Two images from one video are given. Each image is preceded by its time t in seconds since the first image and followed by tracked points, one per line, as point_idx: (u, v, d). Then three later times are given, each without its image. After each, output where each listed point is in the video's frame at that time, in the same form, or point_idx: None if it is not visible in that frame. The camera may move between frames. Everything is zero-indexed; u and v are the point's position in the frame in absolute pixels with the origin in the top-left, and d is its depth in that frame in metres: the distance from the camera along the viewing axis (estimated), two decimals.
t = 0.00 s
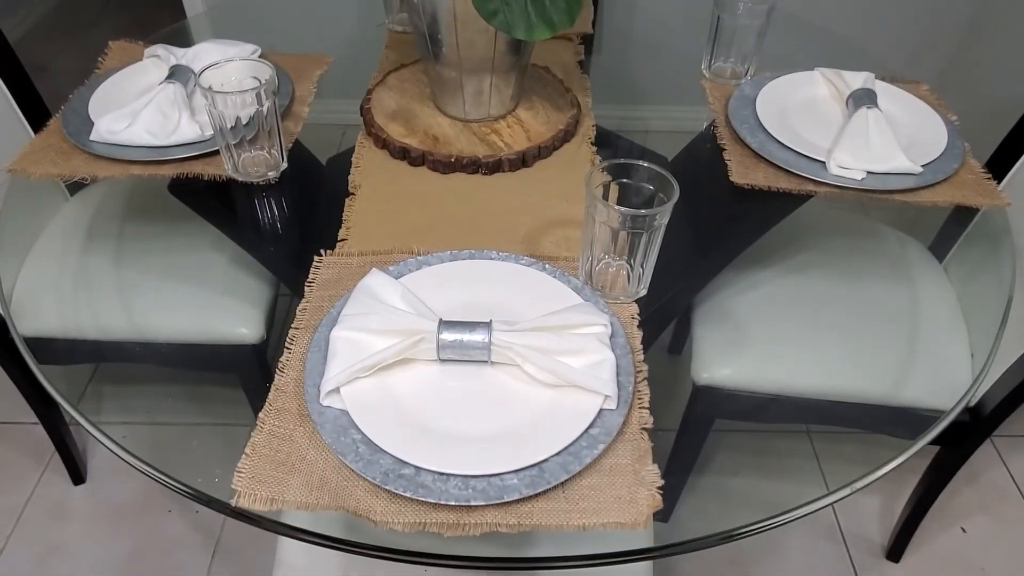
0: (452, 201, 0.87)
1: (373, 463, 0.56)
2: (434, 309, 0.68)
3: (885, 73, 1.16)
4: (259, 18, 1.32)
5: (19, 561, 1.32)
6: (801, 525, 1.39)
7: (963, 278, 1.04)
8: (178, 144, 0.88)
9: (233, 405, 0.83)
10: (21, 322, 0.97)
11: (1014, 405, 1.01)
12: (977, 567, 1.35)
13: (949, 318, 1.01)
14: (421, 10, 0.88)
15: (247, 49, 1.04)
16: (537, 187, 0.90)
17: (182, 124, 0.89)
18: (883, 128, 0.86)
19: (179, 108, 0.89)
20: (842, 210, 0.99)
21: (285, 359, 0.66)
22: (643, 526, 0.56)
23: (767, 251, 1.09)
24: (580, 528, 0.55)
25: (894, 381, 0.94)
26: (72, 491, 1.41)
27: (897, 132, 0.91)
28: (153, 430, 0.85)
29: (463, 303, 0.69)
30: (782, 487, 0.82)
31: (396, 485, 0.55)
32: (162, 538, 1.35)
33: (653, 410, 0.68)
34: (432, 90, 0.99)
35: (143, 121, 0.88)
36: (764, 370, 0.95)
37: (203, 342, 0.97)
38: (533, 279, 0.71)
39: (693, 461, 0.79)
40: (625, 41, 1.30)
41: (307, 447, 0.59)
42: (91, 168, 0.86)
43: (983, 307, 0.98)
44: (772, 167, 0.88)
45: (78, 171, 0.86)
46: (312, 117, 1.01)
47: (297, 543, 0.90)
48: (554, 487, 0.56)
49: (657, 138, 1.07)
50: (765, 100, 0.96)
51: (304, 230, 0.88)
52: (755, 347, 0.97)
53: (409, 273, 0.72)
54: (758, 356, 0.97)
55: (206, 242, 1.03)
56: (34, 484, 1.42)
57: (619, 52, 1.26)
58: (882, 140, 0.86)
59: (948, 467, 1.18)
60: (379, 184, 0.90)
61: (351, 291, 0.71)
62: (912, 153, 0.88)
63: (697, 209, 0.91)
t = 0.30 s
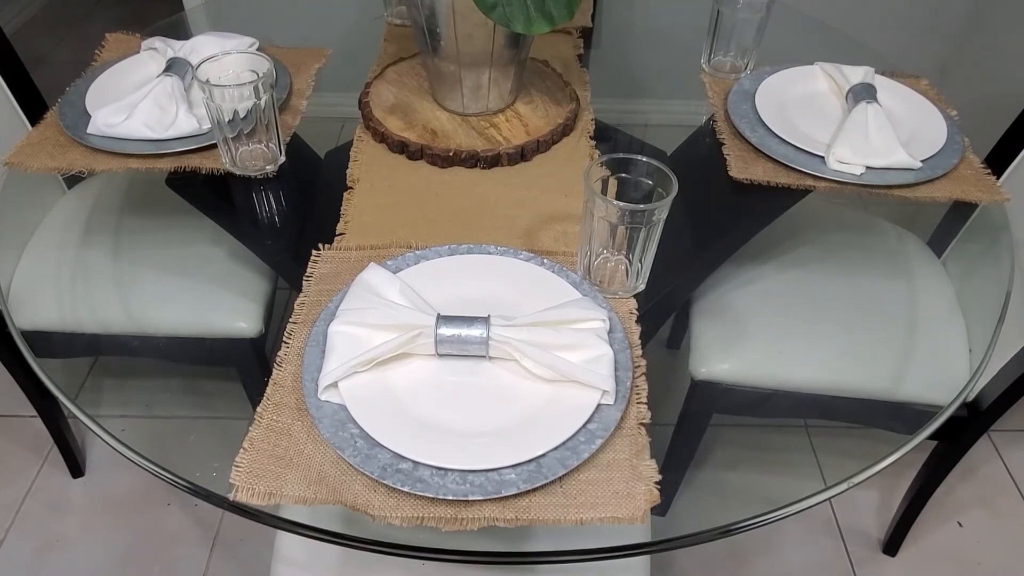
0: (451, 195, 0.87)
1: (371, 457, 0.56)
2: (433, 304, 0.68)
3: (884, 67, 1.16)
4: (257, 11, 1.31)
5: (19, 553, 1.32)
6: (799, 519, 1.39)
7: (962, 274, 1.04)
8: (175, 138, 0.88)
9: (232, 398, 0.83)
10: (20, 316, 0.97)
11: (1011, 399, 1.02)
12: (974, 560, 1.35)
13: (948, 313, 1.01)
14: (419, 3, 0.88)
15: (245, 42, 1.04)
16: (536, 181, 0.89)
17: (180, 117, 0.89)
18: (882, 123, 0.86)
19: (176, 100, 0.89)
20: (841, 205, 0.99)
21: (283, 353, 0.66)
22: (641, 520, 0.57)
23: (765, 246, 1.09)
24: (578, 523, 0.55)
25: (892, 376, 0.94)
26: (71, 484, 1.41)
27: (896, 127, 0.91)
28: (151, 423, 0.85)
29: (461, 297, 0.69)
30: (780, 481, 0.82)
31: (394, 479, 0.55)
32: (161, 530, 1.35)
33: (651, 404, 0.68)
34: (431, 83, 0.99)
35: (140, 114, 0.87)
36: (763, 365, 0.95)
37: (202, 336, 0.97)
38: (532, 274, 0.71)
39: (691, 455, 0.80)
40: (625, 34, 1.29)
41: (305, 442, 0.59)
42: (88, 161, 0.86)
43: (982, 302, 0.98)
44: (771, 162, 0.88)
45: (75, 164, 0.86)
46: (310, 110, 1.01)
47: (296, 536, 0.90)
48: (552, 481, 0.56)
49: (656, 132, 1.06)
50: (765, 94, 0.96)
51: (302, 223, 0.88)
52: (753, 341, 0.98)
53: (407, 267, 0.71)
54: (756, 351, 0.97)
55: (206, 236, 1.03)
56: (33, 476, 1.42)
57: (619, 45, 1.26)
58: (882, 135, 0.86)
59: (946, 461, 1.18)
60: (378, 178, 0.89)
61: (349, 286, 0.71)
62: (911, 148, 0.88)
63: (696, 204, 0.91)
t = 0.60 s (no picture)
0: (451, 192, 0.87)
1: (371, 455, 0.56)
2: (433, 301, 0.68)
3: (885, 64, 1.15)
4: (257, 8, 1.31)
5: (19, 551, 1.32)
6: (798, 516, 1.39)
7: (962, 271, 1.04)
8: (175, 135, 0.88)
9: (231, 396, 0.83)
10: (19, 313, 0.97)
11: (1012, 397, 1.01)
12: (973, 558, 1.35)
13: (948, 310, 1.00)
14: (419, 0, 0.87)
15: (244, 39, 1.04)
16: (536, 178, 0.89)
17: (179, 114, 0.88)
18: (883, 120, 0.86)
19: (175, 97, 0.88)
20: (841, 203, 0.99)
21: (283, 351, 0.66)
22: (640, 518, 0.57)
23: (766, 244, 1.09)
24: (578, 520, 0.55)
25: (892, 373, 0.94)
26: (71, 482, 1.41)
27: (897, 124, 0.91)
28: (151, 421, 0.85)
29: (461, 295, 0.68)
30: (780, 478, 0.82)
31: (394, 477, 0.55)
32: (161, 528, 1.35)
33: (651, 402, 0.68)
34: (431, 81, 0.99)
35: (139, 112, 0.87)
36: (763, 362, 0.95)
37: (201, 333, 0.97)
38: (532, 271, 0.71)
39: (691, 452, 0.80)
40: (626, 31, 1.29)
41: (305, 439, 0.59)
42: (88, 159, 0.86)
43: (983, 300, 0.98)
44: (772, 159, 0.88)
45: (75, 161, 0.86)
46: (310, 108, 1.01)
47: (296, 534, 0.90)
48: (553, 479, 0.56)
49: (656, 130, 1.06)
50: (765, 91, 0.96)
51: (302, 221, 0.87)
52: (754, 339, 0.98)
53: (407, 265, 0.71)
54: (756, 348, 0.97)
55: (205, 234, 1.03)
56: (33, 474, 1.43)
57: (619, 42, 1.26)
58: (882, 133, 0.86)
59: (946, 459, 1.18)
60: (377, 175, 0.89)
61: (349, 283, 0.71)
62: (912, 146, 0.87)
63: (696, 201, 0.91)
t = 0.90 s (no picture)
0: (449, 197, 0.87)
1: (371, 461, 0.56)
2: (432, 306, 0.68)
3: (882, 68, 1.16)
4: (256, 12, 1.31)
5: (16, 557, 1.31)
6: (797, 520, 1.39)
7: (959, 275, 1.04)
8: (173, 140, 0.88)
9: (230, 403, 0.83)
10: (17, 318, 0.96)
11: (1010, 400, 1.02)
12: (972, 561, 1.35)
13: (947, 314, 1.01)
14: (417, 5, 0.88)
15: (242, 43, 1.04)
16: (534, 183, 0.89)
17: (178, 119, 0.89)
18: (880, 124, 0.86)
19: (174, 103, 0.89)
20: (839, 207, 1.00)
21: (281, 356, 0.66)
22: (640, 523, 0.56)
23: (764, 248, 1.09)
24: (578, 525, 0.55)
25: (890, 377, 0.94)
26: (70, 487, 1.41)
27: (894, 128, 0.91)
28: (148, 427, 0.85)
29: (460, 300, 0.68)
30: (778, 483, 0.82)
31: (393, 483, 0.55)
32: (160, 534, 1.34)
33: (650, 406, 0.68)
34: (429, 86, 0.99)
35: (138, 117, 0.87)
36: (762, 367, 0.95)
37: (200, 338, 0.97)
38: (530, 275, 0.71)
39: (689, 457, 0.80)
40: (623, 36, 1.29)
41: (304, 445, 0.59)
42: (83, 164, 0.85)
43: (981, 303, 0.98)
44: (769, 163, 0.88)
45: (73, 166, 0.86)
46: (307, 113, 1.01)
47: (295, 540, 0.90)
48: (553, 484, 0.56)
49: (654, 134, 1.06)
50: (763, 96, 0.96)
51: (300, 226, 0.87)
52: (753, 343, 0.98)
53: (406, 270, 0.71)
54: (755, 352, 0.97)
55: (203, 238, 1.02)
56: (31, 479, 1.42)
57: (617, 46, 1.26)
58: (880, 137, 0.86)
59: (944, 463, 1.18)
60: (376, 180, 0.89)
61: (348, 288, 0.71)
62: (910, 150, 0.88)
63: (695, 206, 0.91)
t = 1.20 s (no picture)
0: (448, 217, 0.87)
1: (370, 480, 0.56)
2: (431, 326, 0.68)
3: (876, 90, 1.17)
4: (257, 34, 1.32)
5: None
6: (797, 540, 1.38)
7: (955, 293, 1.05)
8: (172, 160, 0.88)
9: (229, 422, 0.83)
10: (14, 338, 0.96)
11: (1007, 419, 1.02)
12: None
13: (943, 332, 1.01)
14: (417, 27, 0.89)
15: (242, 65, 1.05)
16: (533, 203, 0.90)
17: (178, 140, 0.89)
18: (875, 145, 0.87)
19: (174, 123, 0.89)
20: (835, 226, 1.00)
21: (280, 376, 0.66)
22: (640, 543, 0.56)
23: (760, 267, 1.10)
24: (578, 546, 0.55)
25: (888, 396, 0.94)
26: (64, 508, 1.39)
27: (889, 149, 0.92)
28: (145, 447, 0.84)
29: (459, 319, 0.68)
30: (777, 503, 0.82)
31: (393, 503, 0.54)
32: (155, 555, 1.33)
33: (649, 425, 0.68)
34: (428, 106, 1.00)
35: (138, 137, 0.88)
36: (760, 386, 0.95)
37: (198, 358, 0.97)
38: (529, 294, 0.71)
39: (688, 476, 0.79)
40: (620, 57, 1.31)
41: (303, 465, 0.59)
42: (84, 183, 0.86)
43: (977, 322, 0.98)
44: (766, 183, 0.89)
45: (73, 186, 0.86)
46: (306, 133, 1.02)
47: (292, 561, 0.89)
48: (553, 504, 0.56)
49: (651, 154, 1.07)
50: (758, 116, 0.97)
51: (299, 245, 0.87)
52: (750, 361, 0.98)
53: (405, 289, 0.71)
54: (753, 371, 0.97)
55: (202, 257, 1.02)
56: (26, 500, 1.41)
57: (614, 68, 1.27)
58: (874, 157, 0.87)
59: (943, 482, 1.18)
60: (374, 200, 0.90)
61: (347, 308, 0.71)
62: (904, 170, 0.88)
63: (692, 226, 0.92)
